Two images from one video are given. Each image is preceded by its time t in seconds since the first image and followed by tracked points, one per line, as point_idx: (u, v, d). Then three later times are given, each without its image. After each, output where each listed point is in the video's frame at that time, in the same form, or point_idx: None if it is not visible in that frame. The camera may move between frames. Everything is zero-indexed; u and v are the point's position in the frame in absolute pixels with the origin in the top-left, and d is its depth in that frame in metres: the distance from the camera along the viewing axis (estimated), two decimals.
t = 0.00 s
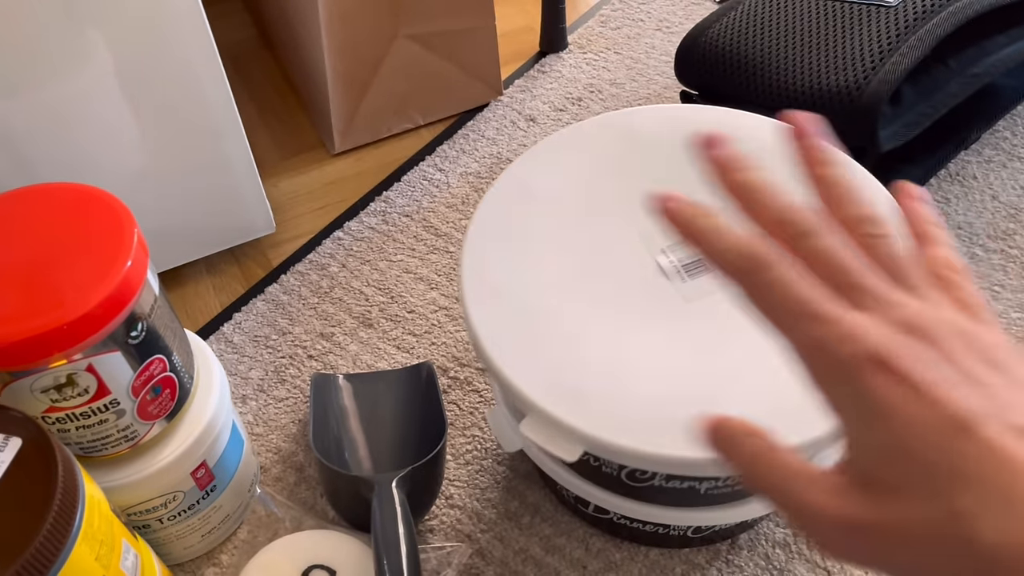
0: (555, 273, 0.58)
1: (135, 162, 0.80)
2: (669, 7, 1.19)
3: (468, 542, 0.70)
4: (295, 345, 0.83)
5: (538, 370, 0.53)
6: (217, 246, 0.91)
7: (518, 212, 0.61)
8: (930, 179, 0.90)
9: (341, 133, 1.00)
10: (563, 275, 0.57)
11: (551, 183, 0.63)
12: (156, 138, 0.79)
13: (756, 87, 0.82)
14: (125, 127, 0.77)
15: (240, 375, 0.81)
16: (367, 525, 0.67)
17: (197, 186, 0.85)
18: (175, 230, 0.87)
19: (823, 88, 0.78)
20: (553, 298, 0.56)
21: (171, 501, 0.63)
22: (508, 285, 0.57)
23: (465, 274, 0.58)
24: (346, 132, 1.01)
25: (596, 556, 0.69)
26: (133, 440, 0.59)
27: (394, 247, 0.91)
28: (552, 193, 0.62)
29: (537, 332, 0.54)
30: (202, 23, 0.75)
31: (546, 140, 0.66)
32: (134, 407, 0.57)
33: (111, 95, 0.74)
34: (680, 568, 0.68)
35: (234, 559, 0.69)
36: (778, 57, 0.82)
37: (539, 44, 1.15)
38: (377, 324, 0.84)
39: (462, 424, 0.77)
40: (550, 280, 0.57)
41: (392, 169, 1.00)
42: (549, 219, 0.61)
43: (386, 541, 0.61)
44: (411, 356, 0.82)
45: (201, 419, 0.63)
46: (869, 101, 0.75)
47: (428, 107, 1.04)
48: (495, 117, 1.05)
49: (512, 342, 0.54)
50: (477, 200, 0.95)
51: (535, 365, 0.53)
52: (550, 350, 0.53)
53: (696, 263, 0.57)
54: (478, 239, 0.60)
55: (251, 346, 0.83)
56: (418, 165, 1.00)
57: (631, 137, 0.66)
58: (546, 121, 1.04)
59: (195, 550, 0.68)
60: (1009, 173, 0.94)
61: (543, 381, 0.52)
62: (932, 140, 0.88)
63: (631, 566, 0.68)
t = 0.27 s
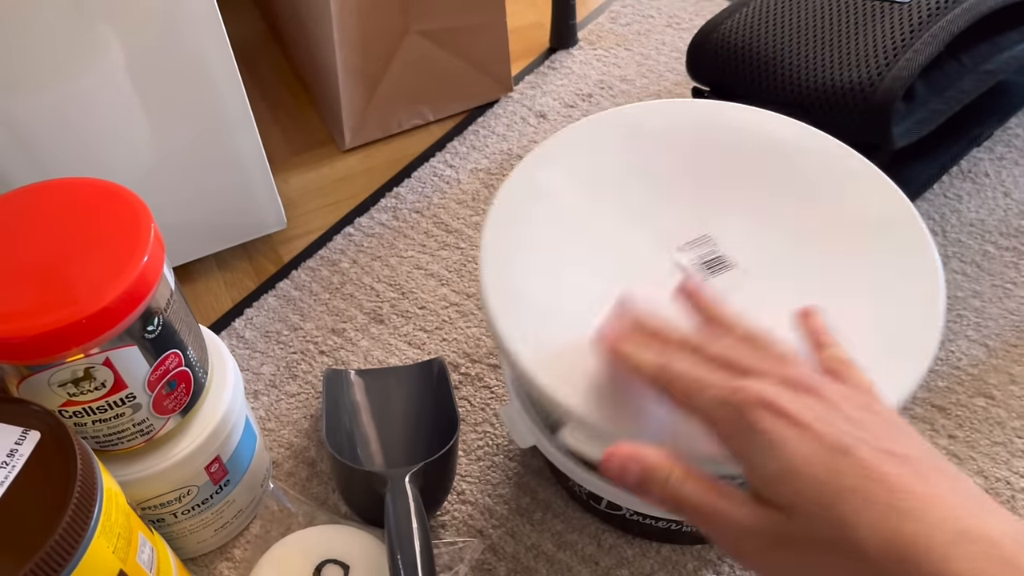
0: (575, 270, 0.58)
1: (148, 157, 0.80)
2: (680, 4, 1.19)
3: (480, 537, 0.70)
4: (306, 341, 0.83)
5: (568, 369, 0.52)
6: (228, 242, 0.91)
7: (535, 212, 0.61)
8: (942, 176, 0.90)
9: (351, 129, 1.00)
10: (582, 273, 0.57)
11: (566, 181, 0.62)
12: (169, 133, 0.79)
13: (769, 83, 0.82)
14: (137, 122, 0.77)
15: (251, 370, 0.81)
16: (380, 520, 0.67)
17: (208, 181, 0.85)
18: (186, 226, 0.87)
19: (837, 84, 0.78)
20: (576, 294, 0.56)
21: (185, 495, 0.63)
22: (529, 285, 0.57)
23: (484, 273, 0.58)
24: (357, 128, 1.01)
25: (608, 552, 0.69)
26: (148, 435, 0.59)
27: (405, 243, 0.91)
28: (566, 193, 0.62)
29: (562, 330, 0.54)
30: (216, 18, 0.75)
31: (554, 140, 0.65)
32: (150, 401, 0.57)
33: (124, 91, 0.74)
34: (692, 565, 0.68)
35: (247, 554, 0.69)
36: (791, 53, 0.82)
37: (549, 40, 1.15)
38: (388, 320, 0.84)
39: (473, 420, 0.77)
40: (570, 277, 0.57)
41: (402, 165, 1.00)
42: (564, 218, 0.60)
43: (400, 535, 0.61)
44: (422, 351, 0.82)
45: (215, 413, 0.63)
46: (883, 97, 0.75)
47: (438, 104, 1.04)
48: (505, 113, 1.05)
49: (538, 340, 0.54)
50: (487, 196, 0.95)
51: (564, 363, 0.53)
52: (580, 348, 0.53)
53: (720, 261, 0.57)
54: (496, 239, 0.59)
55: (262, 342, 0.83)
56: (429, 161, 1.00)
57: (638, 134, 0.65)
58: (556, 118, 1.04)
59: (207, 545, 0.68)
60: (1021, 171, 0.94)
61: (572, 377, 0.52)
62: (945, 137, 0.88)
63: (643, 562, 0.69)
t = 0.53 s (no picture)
0: (580, 321, 0.55)
1: (148, 152, 0.79)
2: None
3: (483, 535, 0.69)
4: (308, 337, 0.82)
5: (632, 436, 0.50)
6: (229, 237, 0.90)
7: (523, 273, 0.57)
8: (949, 172, 0.89)
9: (353, 124, 1.00)
10: (593, 319, 0.55)
11: (544, 227, 0.59)
12: (170, 128, 0.79)
13: (775, 77, 0.81)
14: (138, 117, 0.76)
15: (253, 367, 0.80)
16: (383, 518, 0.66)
17: (210, 176, 0.84)
18: (187, 221, 0.86)
19: (844, 79, 0.77)
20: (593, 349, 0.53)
21: (186, 493, 0.63)
22: (556, 360, 0.53)
23: (497, 330, 0.54)
24: (358, 123, 1.00)
25: (612, 550, 0.69)
26: (149, 432, 0.58)
27: (407, 239, 0.90)
28: (543, 240, 0.59)
29: (606, 398, 0.51)
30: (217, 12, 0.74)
31: (511, 189, 0.61)
32: (150, 398, 0.56)
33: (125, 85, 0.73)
34: (697, 563, 0.68)
35: (248, 551, 0.69)
36: (797, 48, 0.81)
37: (552, 34, 1.14)
38: (390, 316, 0.84)
39: (476, 418, 0.76)
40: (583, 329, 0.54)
41: (404, 160, 1.00)
42: (553, 266, 0.57)
43: (403, 534, 0.61)
44: (424, 348, 0.81)
45: (217, 411, 0.62)
46: (890, 93, 0.74)
47: (440, 99, 1.03)
48: (508, 108, 1.04)
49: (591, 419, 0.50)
50: (490, 191, 0.95)
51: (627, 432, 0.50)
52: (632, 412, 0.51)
53: (724, 279, 0.56)
54: (495, 317, 0.55)
55: (264, 338, 0.82)
56: (431, 156, 0.99)
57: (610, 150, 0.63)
58: (559, 112, 1.03)
59: (208, 542, 0.68)
60: None
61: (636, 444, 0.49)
62: (951, 133, 0.87)
63: (647, 560, 0.68)
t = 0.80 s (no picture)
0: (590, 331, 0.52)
1: (138, 144, 0.77)
2: None
3: (481, 536, 0.68)
4: (302, 333, 0.80)
5: (666, 451, 0.48)
6: (222, 231, 0.88)
7: (527, 289, 0.54)
8: (957, 164, 0.87)
9: (348, 115, 0.98)
10: (605, 324, 0.53)
11: (539, 232, 0.57)
12: (160, 119, 0.77)
13: (781, 66, 0.79)
14: (128, 107, 0.74)
15: (245, 363, 0.78)
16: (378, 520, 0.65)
17: (201, 169, 0.82)
18: (178, 215, 0.85)
19: (852, 67, 0.75)
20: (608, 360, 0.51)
21: (176, 494, 0.61)
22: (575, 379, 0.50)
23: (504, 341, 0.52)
24: (354, 114, 0.98)
25: (613, 552, 0.67)
26: (136, 432, 0.57)
27: (403, 232, 0.88)
28: (541, 251, 0.56)
29: (631, 413, 0.49)
30: None
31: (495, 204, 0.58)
32: (137, 397, 0.55)
33: (114, 76, 0.71)
34: (700, 565, 0.66)
35: (240, 554, 0.67)
36: (803, 36, 0.79)
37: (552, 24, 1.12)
38: (386, 312, 0.82)
39: (474, 415, 0.75)
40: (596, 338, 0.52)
41: (401, 152, 0.98)
42: (555, 275, 0.55)
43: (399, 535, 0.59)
44: (421, 344, 0.79)
45: (206, 410, 0.60)
46: (899, 82, 0.72)
47: (438, 90, 1.01)
48: (506, 99, 1.02)
49: (623, 439, 0.48)
50: (488, 184, 0.93)
51: (660, 449, 0.48)
52: (661, 427, 0.48)
53: (732, 275, 0.54)
54: (506, 340, 0.52)
55: (257, 334, 0.80)
56: (428, 148, 0.97)
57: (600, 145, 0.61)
58: (559, 104, 1.01)
59: (199, 544, 0.66)
60: None
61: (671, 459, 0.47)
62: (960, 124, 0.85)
63: (649, 562, 0.66)
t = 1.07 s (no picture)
0: (568, 303, 0.49)
1: (127, 134, 0.74)
2: None
3: (487, 549, 0.65)
4: (299, 332, 0.77)
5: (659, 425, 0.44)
6: (216, 224, 0.85)
7: (501, 269, 0.50)
8: (982, 156, 0.84)
9: (347, 104, 0.94)
10: (581, 287, 0.49)
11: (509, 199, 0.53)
12: (150, 109, 0.73)
13: (801, 53, 0.75)
14: (117, 96, 0.71)
15: (240, 364, 0.75)
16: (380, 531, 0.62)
17: (194, 160, 0.79)
18: (170, 208, 0.81)
19: (878, 54, 0.71)
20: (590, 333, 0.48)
21: (165, 505, 0.58)
22: (563, 360, 0.46)
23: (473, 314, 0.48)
24: (353, 102, 0.94)
25: (626, 564, 0.64)
26: (122, 441, 0.53)
27: (405, 226, 0.85)
28: (509, 227, 0.52)
29: (625, 392, 0.46)
30: None
31: (454, 184, 0.53)
32: (122, 405, 0.51)
33: (101, 64, 0.68)
34: None
35: (234, 565, 0.64)
36: (825, 22, 0.75)
37: (558, 10, 1.08)
38: (387, 309, 0.78)
39: (479, 419, 0.71)
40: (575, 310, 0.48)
41: (402, 143, 0.94)
42: (527, 250, 0.51)
43: (399, 548, 0.56)
44: (423, 344, 0.76)
45: (197, 417, 0.57)
46: (928, 70, 0.68)
47: (440, 77, 0.97)
48: (511, 87, 0.98)
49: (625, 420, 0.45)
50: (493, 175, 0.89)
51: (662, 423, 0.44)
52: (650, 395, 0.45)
53: (710, 236, 0.51)
54: (486, 329, 0.48)
55: (252, 333, 0.77)
56: (430, 137, 0.93)
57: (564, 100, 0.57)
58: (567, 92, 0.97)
59: (191, 556, 0.63)
60: None
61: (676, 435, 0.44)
62: (986, 114, 0.81)
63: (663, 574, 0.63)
